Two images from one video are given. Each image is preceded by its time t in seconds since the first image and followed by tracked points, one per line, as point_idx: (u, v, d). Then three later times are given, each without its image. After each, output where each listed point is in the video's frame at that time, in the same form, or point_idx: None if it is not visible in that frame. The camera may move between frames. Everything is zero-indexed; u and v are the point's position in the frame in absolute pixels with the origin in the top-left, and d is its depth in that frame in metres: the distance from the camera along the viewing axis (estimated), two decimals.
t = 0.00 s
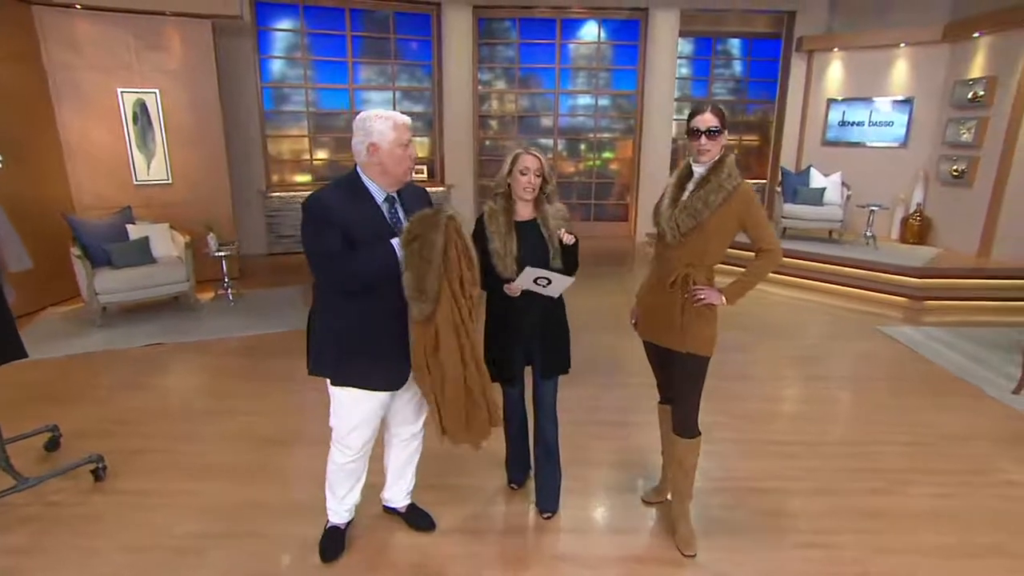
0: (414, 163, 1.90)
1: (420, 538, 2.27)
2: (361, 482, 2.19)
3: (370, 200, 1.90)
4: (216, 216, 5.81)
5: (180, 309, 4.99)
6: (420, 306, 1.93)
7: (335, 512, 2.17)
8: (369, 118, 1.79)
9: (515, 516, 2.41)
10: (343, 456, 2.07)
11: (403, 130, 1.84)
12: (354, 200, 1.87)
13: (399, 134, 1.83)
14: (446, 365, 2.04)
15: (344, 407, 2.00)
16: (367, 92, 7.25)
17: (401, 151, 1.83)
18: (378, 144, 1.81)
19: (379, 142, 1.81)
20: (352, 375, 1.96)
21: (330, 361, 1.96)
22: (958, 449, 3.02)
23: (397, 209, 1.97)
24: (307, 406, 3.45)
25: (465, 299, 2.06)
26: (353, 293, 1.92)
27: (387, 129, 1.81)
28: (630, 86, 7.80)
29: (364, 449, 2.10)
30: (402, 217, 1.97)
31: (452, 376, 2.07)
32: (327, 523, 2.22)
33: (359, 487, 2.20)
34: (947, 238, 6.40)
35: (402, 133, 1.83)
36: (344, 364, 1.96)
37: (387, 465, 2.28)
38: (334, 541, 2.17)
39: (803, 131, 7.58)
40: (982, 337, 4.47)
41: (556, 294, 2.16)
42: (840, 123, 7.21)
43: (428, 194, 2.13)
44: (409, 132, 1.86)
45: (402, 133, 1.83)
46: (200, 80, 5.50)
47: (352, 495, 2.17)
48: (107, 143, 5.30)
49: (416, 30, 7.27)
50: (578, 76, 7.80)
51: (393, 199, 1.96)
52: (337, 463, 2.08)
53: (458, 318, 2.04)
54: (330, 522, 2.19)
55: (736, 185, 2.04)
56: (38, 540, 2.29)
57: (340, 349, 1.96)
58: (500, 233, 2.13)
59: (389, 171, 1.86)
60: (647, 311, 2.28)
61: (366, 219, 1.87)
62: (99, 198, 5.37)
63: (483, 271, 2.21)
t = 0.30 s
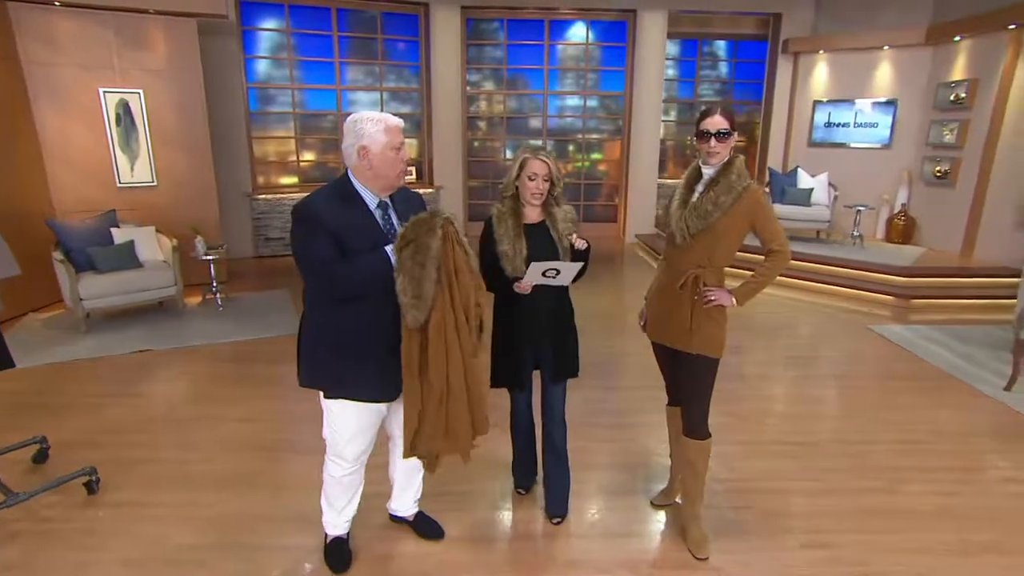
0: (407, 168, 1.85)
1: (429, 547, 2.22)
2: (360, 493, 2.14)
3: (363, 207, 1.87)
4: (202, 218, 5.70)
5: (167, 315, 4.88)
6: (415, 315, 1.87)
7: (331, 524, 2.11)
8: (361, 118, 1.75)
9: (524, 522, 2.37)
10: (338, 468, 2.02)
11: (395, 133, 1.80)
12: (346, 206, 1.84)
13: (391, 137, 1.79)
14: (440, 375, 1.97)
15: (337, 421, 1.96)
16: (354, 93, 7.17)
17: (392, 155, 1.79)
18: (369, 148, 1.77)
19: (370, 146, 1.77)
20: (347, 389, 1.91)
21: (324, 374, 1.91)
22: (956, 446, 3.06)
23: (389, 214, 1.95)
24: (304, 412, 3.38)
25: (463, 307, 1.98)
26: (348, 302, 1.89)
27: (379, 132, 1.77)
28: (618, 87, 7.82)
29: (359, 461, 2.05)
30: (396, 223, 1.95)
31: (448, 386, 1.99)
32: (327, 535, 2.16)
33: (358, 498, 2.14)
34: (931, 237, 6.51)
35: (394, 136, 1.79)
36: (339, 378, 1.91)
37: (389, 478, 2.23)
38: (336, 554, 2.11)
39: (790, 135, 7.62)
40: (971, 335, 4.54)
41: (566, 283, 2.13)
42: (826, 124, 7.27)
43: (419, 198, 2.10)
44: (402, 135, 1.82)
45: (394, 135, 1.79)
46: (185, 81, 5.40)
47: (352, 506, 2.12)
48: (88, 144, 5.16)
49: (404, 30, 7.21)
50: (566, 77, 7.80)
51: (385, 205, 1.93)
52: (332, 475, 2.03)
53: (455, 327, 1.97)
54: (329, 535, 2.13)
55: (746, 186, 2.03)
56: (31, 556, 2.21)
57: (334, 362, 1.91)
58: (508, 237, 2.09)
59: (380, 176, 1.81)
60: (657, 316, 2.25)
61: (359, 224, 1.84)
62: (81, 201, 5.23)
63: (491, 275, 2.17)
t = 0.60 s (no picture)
0: (382, 177, 1.76)
1: (430, 557, 2.17)
2: (355, 501, 2.07)
3: (342, 212, 1.80)
4: (180, 222, 5.56)
5: (144, 322, 4.74)
6: (399, 332, 1.81)
7: (330, 537, 2.05)
8: (339, 120, 1.70)
9: (525, 529, 2.34)
10: (327, 480, 1.95)
11: (372, 138, 1.71)
12: (325, 211, 1.77)
13: (365, 140, 1.71)
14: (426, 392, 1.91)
15: (321, 432, 1.88)
16: (333, 93, 7.06)
17: (364, 160, 1.71)
18: (342, 149, 1.71)
19: (343, 147, 1.71)
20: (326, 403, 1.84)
21: (303, 386, 1.84)
22: (942, 441, 3.12)
23: (370, 219, 1.88)
24: (292, 420, 3.31)
25: (448, 321, 1.91)
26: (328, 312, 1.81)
27: (353, 134, 1.70)
28: (599, 88, 7.85)
29: (348, 469, 1.98)
30: (376, 229, 1.87)
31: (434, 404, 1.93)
32: (327, 547, 2.10)
33: (354, 507, 2.07)
34: (906, 236, 6.67)
35: (369, 140, 1.71)
36: (318, 390, 1.84)
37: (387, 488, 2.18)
38: (338, 567, 2.05)
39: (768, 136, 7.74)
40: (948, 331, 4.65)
41: (570, 284, 2.11)
42: (804, 125, 7.39)
43: (401, 201, 2.04)
44: (382, 140, 1.74)
45: (370, 141, 1.71)
46: (161, 80, 5.26)
47: (348, 516, 2.05)
48: (57, 145, 4.96)
49: (384, 30, 7.14)
50: (547, 78, 7.80)
51: (366, 210, 1.86)
52: (321, 487, 1.96)
53: (439, 343, 1.90)
54: (329, 548, 2.07)
55: (748, 187, 2.03)
56: None
57: (314, 373, 1.84)
58: (511, 241, 2.07)
59: (352, 179, 1.74)
60: (660, 320, 2.23)
61: (338, 230, 1.77)
62: (49, 203, 5.01)
63: (492, 278, 2.13)
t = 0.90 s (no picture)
0: (363, 176, 1.68)
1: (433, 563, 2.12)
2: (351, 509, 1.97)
3: (324, 216, 1.71)
4: (153, 224, 5.40)
5: (118, 328, 4.58)
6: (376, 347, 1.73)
7: (328, 546, 1.95)
8: (315, 119, 1.63)
9: (525, 531, 2.32)
10: (318, 489, 1.85)
11: (349, 136, 1.63)
12: (306, 215, 1.68)
13: (341, 140, 1.63)
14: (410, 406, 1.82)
15: (308, 439, 1.80)
16: (309, 93, 6.95)
17: (341, 160, 1.63)
18: (319, 149, 1.64)
19: (320, 148, 1.64)
20: (310, 412, 1.75)
21: (284, 397, 1.74)
22: (925, 433, 3.19)
23: (353, 221, 1.81)
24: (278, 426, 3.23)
25: (430, 335, 1.81)
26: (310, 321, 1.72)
27: (330, 134, 1.62)
28: (578, 88, 7.89)
29: (339, 477, 1.88)
30: (360, 232, 1.80)
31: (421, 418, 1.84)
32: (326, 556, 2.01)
33: (351, 513, 1.98)
34: (878, 233, 6.84)
35: (346, 140, 1.63)
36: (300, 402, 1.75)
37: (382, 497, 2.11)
38: None
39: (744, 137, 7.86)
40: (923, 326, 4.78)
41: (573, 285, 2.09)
42: (779, 125, 7.54)
43: (383, 201, 1.97)
44: (362, 140, 1.66)
45: (348, 139, 1.63)
46: (132, 79, 5.10)
47: (346, 524, 1.96)
48: (22, 144, 4.74)
49: (361, 29, 7.05)
50: (526, 78, 7.79)
51: (349, 213, 1.78)
52: (313, 497, 1.86)
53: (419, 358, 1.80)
54: (328, 558, 1.97)
55: (746, 187, 2.04)
56: None
57: (296, 382, 1.75)
58: (512, 242, 2.05)
59: (331, 181, 1.67)
60: (658, 320, 2.23)
61: (320, 235, 1.68)
62: (13, 204, 4.77)
63: (493, 279, 2.12)
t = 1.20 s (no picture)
0: (354, 165, 1.54)
1: (435, 564, 2.09)
2: (350, 513, 1.90)
3: (315, 214, 1.57)
4: (125, 224, 5.23)
5: (90, 333, 4.42)
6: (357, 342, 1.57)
7: (328, 551, 1.89)
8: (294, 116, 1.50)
9: (525, 529, 2.30)
10: (317, 495, 1.77)
11: (333, 125, 1.50)
12: (293, 213, 1.54)
13: (326, 130, 1.49)
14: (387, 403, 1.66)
15: (307, 445, 1.70)
16: (284, 90, 6.82)
17: (328, 151, 1.50)
18: (304, 145, 1.51)
19: (305, 143, 1.51)
20: (303, 417, 1.65)
21: (279, 400, 1.64)
22: (907, 422, 3.28)
23: (347, 218, 1.64)
24: (265, 430, 3.15)
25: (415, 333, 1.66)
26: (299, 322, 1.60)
27: (312, 126, 1.49)
28: (555, 86, 7.92)
29: (338, 481, 1.80)
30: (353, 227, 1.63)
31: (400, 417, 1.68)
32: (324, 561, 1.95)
33: (350, 517, 1.91)
34: (851, 229, 7.01)
35: (331, 130, 1.49)
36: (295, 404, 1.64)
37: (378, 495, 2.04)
38: None
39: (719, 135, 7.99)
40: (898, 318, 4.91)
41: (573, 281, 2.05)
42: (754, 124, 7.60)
43: (384, 199, 1.82)
44: (347, 128, 1.52)
45: (332, 128, 1.50)
46: (100, 75, 4.94)
47: (344, 529, 1.89)
48: None
49: (336, 26, 6.94)
50: (503, 76, 7.78)
51: (342, 209, 1.63)
52: (311, 503, 1.78)
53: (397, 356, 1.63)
54: (328, 563, 1.91)
55: (742, 182, 2.05)
56: None
57: (290, 384, 1.64)
58: (508, 238, 2.04)
59: (320, 177, 1.54)
60: (655, 312, 2.21)
61: (308, 234, 1.54)
62: None
63: (491, 276, 2.10)
